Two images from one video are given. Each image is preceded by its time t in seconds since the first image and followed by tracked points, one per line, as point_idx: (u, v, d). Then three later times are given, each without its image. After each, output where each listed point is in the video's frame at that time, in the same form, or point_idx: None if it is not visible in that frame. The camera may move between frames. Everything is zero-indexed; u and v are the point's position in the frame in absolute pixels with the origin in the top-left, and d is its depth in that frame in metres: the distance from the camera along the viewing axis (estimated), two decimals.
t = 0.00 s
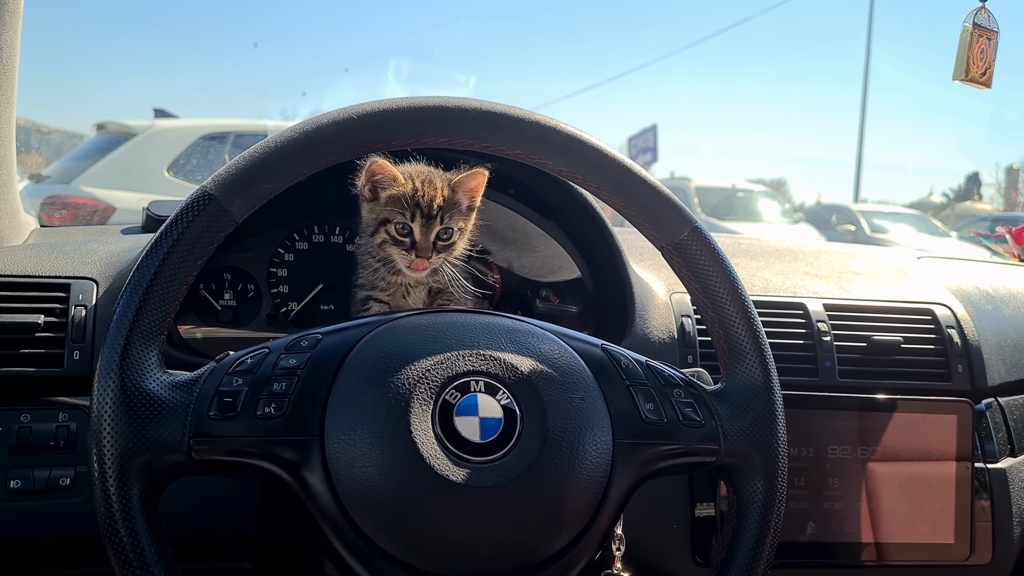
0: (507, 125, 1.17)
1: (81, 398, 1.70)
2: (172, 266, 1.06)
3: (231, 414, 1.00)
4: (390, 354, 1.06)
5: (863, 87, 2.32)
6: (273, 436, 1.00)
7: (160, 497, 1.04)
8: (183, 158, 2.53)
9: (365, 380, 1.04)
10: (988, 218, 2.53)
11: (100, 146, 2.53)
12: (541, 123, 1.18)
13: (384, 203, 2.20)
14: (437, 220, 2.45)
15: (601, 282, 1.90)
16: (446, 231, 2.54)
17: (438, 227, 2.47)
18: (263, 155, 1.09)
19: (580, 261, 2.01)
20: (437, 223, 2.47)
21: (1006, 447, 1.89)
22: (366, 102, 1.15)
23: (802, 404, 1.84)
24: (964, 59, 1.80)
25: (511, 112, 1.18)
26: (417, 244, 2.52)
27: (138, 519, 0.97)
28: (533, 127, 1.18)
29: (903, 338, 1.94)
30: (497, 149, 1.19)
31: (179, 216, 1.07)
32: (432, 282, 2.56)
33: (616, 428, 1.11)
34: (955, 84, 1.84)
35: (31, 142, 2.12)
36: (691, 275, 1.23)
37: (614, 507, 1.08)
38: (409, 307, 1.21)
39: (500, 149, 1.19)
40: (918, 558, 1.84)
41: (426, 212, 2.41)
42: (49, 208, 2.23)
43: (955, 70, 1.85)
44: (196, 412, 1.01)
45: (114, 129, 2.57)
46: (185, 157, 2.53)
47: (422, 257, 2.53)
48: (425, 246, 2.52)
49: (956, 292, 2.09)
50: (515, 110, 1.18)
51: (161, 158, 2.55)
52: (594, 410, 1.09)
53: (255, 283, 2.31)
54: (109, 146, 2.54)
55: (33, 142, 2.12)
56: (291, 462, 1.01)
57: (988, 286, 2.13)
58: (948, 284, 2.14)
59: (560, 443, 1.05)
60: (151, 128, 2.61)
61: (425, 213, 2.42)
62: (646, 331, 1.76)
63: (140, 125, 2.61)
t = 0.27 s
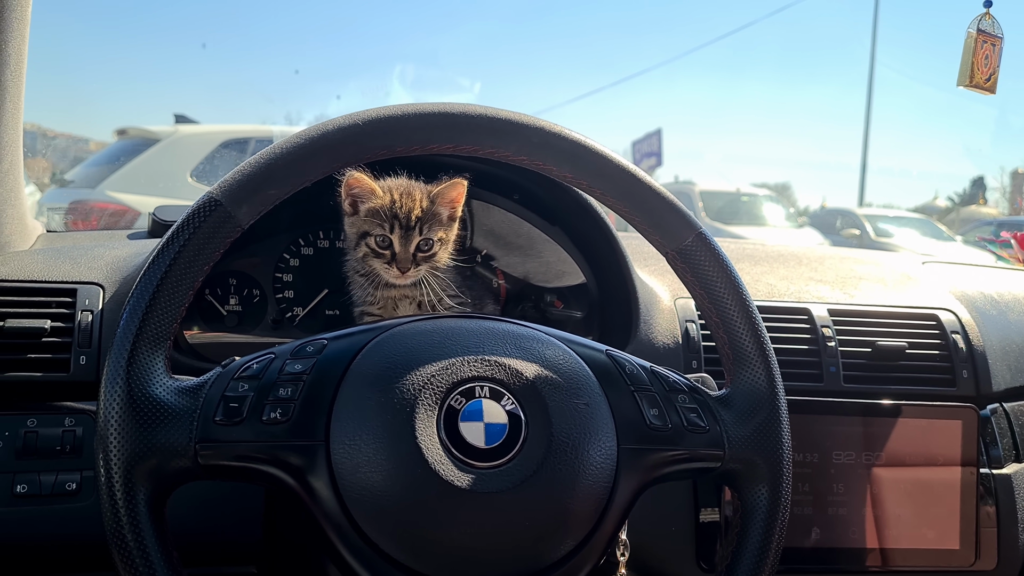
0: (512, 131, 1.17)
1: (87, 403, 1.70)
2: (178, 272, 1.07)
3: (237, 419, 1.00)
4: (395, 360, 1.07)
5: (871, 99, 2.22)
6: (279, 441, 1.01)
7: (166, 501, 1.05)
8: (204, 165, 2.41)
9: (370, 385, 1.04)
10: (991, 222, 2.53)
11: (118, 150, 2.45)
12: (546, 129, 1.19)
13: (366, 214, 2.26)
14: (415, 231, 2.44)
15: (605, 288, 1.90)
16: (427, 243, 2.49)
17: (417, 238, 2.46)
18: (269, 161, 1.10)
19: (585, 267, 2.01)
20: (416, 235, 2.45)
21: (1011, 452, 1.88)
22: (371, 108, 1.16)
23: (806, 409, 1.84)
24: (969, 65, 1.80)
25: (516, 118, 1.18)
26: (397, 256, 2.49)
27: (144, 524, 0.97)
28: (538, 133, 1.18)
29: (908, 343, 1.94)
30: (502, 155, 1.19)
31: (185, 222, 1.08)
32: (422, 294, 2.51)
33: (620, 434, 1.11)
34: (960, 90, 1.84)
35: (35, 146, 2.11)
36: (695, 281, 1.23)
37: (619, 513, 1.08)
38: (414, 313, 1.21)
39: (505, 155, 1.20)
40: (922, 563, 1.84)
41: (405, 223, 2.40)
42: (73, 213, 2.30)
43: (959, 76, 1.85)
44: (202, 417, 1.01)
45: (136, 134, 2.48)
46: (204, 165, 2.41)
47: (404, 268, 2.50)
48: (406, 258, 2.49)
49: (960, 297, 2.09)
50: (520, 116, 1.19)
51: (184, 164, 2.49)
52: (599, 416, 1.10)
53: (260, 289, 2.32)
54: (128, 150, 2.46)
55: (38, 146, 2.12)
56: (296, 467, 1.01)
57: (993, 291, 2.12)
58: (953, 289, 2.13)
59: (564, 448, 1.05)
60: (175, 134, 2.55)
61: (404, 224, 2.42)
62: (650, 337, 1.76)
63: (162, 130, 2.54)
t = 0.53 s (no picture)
0: (517, 134, 1.18)
1: (93, 405, 1.71)
2: (185, 275, 1.07)
3: (243, 422, 1.01)
4: (400, 363, 1.07)
5: (873, 98, 2.23)
6: (284, 444, 1.01)
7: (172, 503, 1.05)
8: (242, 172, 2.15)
9: (376, 388, 1.05)
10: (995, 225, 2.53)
11: (161, 156, 2.25)
12: (551, 132, 1.19)
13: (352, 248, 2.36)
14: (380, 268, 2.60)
15: (610, 291, 1.90)
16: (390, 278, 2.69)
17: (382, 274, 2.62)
18: (275, 164, 1.10)
19: (590, 270, 2.00)
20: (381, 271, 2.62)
21: (1015, 455, 1.88)
22: (377, 111, 1.16)
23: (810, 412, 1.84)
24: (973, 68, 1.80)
25: (521, 122, 1.19)
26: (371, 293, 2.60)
27: (150, 526, 0.98)
28: (543, 137, 1.19)
29: (912, 345, 1.93)
30: (508, 158, 1.19)
31: (192, 226, 1.08)
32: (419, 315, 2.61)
33: (625, 437, 1.11)
34: (965, 93, 1.84)
35: (39, 147, 2.11)
36: (700, 284, 1.23)
37: (623, 515, 1.09)
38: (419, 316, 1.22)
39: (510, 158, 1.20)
40: (926, 565, 1.84)
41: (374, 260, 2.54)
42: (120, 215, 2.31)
43: (964, 79, 1.85)
44: (208, 420, 1.02)
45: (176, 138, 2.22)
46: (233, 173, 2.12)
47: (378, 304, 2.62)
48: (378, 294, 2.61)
49: (965, 300, 2.09)
50: (525, 120, 1.19)
51: (219, 172, 2.22)
52: (603, 419, 1.10)
53: (265, 291, 2.30)
54: (170, 156, 2.25)
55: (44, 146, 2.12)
56: (302, 470, 1.01)
57: (998, 294, 2.12)
58: (957, 291, 2.13)
59: (569, 451, 1.05)
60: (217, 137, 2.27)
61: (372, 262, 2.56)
62: (654, 339, 1.76)
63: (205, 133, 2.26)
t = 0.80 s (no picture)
0: (522, 138, 1.18)
1: (99, 408, 1.72)
2: (191, 279, 1.07)
3: (249, 425, 1.01)
4: (406, 367, 1.07)
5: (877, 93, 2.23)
6: (291, 447, 1.01)
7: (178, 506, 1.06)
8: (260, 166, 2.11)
9: (381, 392, 1.05)
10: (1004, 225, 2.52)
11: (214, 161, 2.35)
12: (556, 136, 1.19)
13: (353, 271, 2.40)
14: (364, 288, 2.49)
15: (615, 294, 1.90)
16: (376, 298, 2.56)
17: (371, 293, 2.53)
18: (281, 167, 1.11)
19: (594, 274, 2.00)
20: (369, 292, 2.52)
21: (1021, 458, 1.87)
22: (382, 115, 1.17)
23: (815, 414, 1.84)
24: (979, 71, 1.80)
25: (527, 125, 1.19)
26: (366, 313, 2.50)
27: (157, 529, 0.98)
28: (548, 140, 1.19)
29: (918, 348, 1.93)
30: (513, 161, 1.20)
31: (198, 229, 1.09)
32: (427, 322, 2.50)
33: (630, 440, 1.11)
34: (970, 96, 1.84)
35: (44, 149, 2.11)
36: (705, 287, 1.24)
37: (628, 519, 1.09)
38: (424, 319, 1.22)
39: (516, 162, 1.20)
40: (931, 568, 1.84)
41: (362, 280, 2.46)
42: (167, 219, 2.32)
43: (969, 82, 1.85)
44: (215, 423, 1.02)
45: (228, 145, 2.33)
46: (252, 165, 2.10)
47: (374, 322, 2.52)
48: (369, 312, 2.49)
49: (970, 302, 2.08)
50: (530, 123, 1.19)
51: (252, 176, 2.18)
52: (609, 422, 1.10)
53: (271, 294, 2.32)
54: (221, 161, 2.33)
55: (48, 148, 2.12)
56: (308, 473, 1.02)
57: (1003, 297, 2.12)
58: (962, 294, 2.13)
59: (575, 454, 1.05)
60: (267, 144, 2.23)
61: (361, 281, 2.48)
62: (659, 342, 1.76)
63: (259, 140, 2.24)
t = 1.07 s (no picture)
0: (526, 140, 1.19)
1: (103, 409, 1.72)
2: (195, 281, 1.08)
3: (252, 427, 1.01)
4: (409, 369, 1.07)
5: (882, 78, 2.44)
6: (294, 449, 1.02)
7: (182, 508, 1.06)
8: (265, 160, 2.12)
9: (385, 394, 1.05)
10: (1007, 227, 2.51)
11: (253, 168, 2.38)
12: (559, 138, 1.20)
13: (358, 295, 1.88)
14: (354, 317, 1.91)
15: (618, 295, 1.90)
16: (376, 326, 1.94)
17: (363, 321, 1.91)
18: (285, 170, 1.11)
19: (599, 276, 2.01)
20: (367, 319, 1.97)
21: None
22: (385, 118, 1.17)
23: (818, 417, 1.84)
24: (982, 74, 1.80)
25: (530, 128, 1.20)
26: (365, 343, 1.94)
27: (160, 531, 0.98)
28: (551, 142, 1.19)
29: (921, 351, 1.93)
30: (516, 164, 1.20)
31: (202, 232, 1.09)
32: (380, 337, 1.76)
33: (633, 442, 1.11)
34: (974, 99, 1.84)
35: (48, 151, 2.12)
36: (708, 289, 1.24)
37: (631, 521, 1.09)
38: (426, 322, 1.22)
39: (520, 165, 1.21)
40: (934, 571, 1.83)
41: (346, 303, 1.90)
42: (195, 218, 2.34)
43: (973, 85, 1.85)
44: (218, 425, 1.02)
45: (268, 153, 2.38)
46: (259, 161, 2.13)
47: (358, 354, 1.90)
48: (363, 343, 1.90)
49: (973, 305, 2.08)
50: (533, 126, 1.20)
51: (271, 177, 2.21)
52: (612, 424, 1.10)
53: (275, 296, 2.34)
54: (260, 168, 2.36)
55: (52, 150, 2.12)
56: (311, 475, 1.02)
57: (1007, 300, 2.11)
58: (965, 296, 2.13)
59: (577, 456, 1.05)
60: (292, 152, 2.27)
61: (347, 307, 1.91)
62: (662, 344, 1.76)
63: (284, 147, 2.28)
